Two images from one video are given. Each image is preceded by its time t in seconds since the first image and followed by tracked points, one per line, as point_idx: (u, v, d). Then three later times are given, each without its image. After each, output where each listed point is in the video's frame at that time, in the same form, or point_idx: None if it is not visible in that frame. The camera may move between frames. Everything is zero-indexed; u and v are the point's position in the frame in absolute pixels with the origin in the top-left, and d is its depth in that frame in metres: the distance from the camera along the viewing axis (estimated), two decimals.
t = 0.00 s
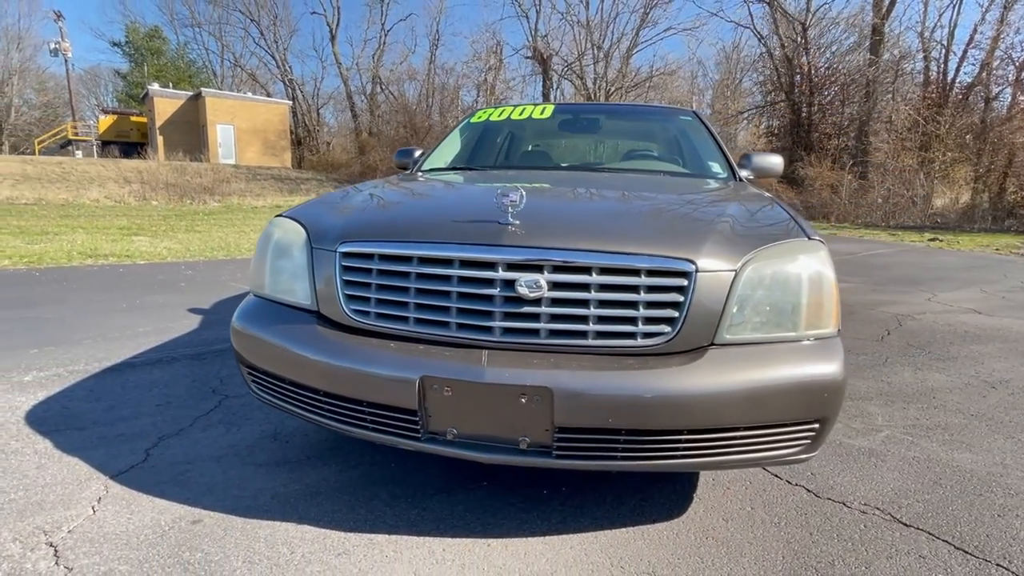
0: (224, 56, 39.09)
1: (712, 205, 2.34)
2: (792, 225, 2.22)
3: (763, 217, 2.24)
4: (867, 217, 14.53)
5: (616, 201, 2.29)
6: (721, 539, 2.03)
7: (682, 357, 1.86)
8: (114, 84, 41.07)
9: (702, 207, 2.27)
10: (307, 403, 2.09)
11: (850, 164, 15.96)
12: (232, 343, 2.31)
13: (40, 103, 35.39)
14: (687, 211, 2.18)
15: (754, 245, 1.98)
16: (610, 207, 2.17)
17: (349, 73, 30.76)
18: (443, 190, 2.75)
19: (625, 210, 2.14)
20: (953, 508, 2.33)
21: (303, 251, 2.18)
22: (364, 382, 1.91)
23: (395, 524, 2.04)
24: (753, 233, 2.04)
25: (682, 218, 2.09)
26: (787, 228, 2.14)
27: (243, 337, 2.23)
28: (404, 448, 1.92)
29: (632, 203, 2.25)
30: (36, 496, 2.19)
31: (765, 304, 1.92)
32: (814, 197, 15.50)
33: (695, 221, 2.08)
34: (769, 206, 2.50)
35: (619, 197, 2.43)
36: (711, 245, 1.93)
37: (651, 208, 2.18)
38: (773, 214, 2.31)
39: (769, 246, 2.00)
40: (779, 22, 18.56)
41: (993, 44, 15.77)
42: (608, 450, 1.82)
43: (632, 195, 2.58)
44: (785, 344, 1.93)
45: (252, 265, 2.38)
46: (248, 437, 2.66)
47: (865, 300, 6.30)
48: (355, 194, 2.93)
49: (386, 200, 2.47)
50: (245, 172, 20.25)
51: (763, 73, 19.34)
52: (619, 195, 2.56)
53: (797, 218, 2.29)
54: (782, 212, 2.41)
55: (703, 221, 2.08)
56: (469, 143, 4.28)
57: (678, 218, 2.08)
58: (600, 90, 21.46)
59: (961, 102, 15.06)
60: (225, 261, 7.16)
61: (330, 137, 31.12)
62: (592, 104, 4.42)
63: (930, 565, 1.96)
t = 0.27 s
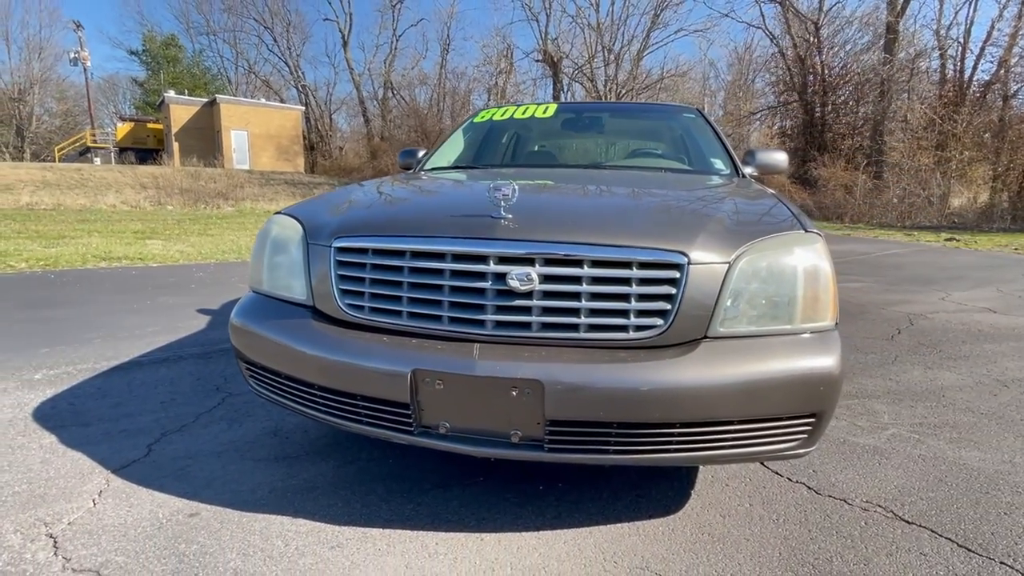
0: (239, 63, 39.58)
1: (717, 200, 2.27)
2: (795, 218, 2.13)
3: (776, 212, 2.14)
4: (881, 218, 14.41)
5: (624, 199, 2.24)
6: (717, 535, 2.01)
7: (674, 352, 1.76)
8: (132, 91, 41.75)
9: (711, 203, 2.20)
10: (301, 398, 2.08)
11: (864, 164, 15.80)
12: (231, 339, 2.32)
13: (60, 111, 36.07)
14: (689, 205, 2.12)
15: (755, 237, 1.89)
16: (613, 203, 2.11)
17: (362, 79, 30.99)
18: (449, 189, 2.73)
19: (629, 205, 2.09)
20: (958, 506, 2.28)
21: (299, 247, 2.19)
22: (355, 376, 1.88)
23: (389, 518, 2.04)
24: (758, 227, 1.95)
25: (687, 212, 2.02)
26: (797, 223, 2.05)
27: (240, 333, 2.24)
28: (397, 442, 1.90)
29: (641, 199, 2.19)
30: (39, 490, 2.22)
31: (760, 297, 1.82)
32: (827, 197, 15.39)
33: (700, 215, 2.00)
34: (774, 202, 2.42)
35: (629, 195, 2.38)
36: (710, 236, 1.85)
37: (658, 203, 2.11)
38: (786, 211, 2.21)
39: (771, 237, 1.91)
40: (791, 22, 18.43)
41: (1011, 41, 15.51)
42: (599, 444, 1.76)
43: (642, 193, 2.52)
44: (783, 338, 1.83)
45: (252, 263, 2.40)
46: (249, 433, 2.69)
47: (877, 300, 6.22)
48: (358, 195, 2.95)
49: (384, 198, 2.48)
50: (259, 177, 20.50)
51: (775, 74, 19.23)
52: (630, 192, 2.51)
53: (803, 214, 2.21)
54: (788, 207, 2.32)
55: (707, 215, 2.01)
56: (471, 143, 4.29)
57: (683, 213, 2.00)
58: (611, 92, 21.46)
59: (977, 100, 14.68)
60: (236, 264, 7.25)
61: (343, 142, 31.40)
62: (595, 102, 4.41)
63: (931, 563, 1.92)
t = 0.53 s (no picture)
0: (251, 68, 39.96)
1: (724, 196, 2.24)
2: (801, 212, 2.10)
3: (787, 209, 2.09)
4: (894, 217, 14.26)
5: (632, 193, 2.22)
6: (720, 531, 1.99)
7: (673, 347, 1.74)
8: (146, 96, 42.26)
9: (719, 199, 2.17)
10: (304, 392, 2.09)
11: (876, 163, 15.63)
12: (236, 335, 2.33)
13: (76, 116, 36.56)
14: (694, 200, 2.10)
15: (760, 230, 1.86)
16: (620, 198, 2.08)
17: (372, 82, 31.16)
18: (456, 186, 2.72)
19: (636, 199, 2.06)
20: (968, 502, 2.19)
21: (303, 242, 2.21)
22: (356, 369, 1.88)
23: (392, 512, 2.04)
24: (766, 221, 1.92)
25: (693, 207, 1.99)
26: (806, 218, 2.02)
27: (245, 328, 2.25)
28: (398, 435, 1.90)
29: (648, 194, 2.17)
30: (47, 482, 2.24)
31: (764, 290, 1.80)
32: (839, 196, 15.25)
33: (707, 210, 1.97)
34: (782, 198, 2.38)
35: (637, 190, 2.36)
36: (716, 231, 1.82)
37: (666, 199, 2.08)
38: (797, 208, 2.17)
39: (774, 230, 1.88)
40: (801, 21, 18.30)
41: None
42: (600, 437, 1.75)
43: (652, 188, 2.49)
44: (786, 332, 1.80)
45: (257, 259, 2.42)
46: (255, 429, 2.70)
47: (888, 299, 6.15)
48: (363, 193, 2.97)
49: (388, 195, 2.49)
50: (270, 181, 20.69)
51: (786, 73, 19.11)
52: (639, 188, 2.48)
53: (810, 209, 2.17)
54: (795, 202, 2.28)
55: (714, 210, 1.98)
56: (477, 142, 4.30)
57: (690, 208, 1.98)
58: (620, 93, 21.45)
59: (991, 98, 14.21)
60: (246, 265, 7.32)
61: (354, 145, 31.59)
62: (600, 100, 4.40)
63: (939, 560, 1.85)
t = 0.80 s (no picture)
0: (261, 70, 40.20)
1: (732, 192, 2.22)
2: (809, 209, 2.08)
3: (796, 206, 2.07)
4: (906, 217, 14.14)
5: (640, 190, 2.21)
6: (727, 529, 1.97)
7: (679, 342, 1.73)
8: (157, 98, 42.62)
9: (727, 196, 2.15)
10: (310, 388, 2.09)
11: (887, 163, 15.52)
12: (243, 332, 2.33)
13: (89, 119, 36.93)
14: (701, 197, 2.08)
15: (766, 226, 1.85)
16: (628, 194, 2.07)
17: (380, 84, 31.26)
18: (464, 184, 2.72)
19: (643, 196, 2.05)
20: (979, 502, 2.14)
21: (308, 239, 2.21)
22: (361, 365, 1.88)
23: (397, 508, 2.04)
24: (773, 217, 1.90)
25: (700, 204, 1.98)
26: (814, 215, 2.00)
27: (251, 325, 2.26)
28: (403, 431, 1.90)
29: (656, 191, 2.15)
30: (57, 477, 2.26)
31: (770, 286, 1.79)
32: (848, 196, 15.11)
33: (715, 207, 1.95)
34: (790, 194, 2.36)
35: (645, 186, 2.34)
36: (722, 227, 1.81)
37: (674, 195, 2.07)
38: (807, 204, 2.15)
39: (781, 226, 1.87)
40: (811, 20, 18.18)
41: None
42: (605, 433, 1.74)
43: (660, 185, 2.47)
44: (793, 328, 1.79)
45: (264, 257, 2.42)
46: (261, 426, 2.71)
47: (899, 298, 6.09)
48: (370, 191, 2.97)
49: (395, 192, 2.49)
50: (279, 182, 20.82)
51: (795, 72, 19.01)
52: (647, 185, 2.46)
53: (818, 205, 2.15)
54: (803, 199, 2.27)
55: (722, 206, 1.96)
56: (484, 141, 4.31)
57: (697, 205, 1.96)
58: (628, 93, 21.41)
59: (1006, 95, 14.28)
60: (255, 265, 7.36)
61: (362, 147, 31.72)
62: (607, 99, 4.39)
63: (949, 558, 1.82)
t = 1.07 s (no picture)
0: (268, 71, 40.37)
1: (739, 191, 2.19)
2: (817, 207, 2.05)
3: (806, 206, 2.04)
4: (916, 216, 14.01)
5: (648, 189, 2.18)
6: (734, 533, 1.94)
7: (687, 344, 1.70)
8: (165, 99, 42.86)
9: (736, 195, 2.12)
10: (313, 389, 2.07)
11: (896, 162, 15.38)
12: (245, 332, 2.32)
13: (99, 120, 37.18)
14: (708, 196, 2.05)
15: (776, 226, 1.82)
16: (635, 193, 2.04)
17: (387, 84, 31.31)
18: (469, 183, 2.69)
19: (652, 195, 2.02)
20: (993, 507, 2.09)
21: (311, 238, 2.20)
22: (365, 365, 1.86)
23: (400, 510, 2.02)
24: (783, 217, 1.87)
25: (709, 203, 1.94)
26: (825, 214, 1.96)
27: (254, 324, 2.25)
28: (406, 432, 1.87)
29: (664, 190, 2.12)
30: (61, 477, 2.25)
31: (779, 286, 1.76)
32: (858, 196, 14.99)
33: (724, 206, 1.92)
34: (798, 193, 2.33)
35: (653, 186, 2.31)
36: (731, 227, 1.78)
37: (682, 194, 2.03)
38: (817, 204, 2.11)
39: (792, 225, 1.83)
40: (819, 17, 18.07)
41: None
42: (611, 436, 1.71)
43: (668, 184, 2.44)
44: (801, 328, 1.75)
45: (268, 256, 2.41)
46: (264, 426, 2.69)
47: (909, 298, 6.03)
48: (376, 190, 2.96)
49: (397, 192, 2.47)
50: (287, 182, 20.90)
51: (803, 71, 18.89)
52: (655, 184, 2.43)
53: (826, 204, 2.12)
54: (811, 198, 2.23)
55: (731, 206, 1.93)
56: (489, 140, 4.29)
57: (707, 204, 1.93)
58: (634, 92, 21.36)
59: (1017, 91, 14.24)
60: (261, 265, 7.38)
61: (369, 147, 31.80)
62: (614, 98, 4.35)
63: (962, 564, 1.78)
